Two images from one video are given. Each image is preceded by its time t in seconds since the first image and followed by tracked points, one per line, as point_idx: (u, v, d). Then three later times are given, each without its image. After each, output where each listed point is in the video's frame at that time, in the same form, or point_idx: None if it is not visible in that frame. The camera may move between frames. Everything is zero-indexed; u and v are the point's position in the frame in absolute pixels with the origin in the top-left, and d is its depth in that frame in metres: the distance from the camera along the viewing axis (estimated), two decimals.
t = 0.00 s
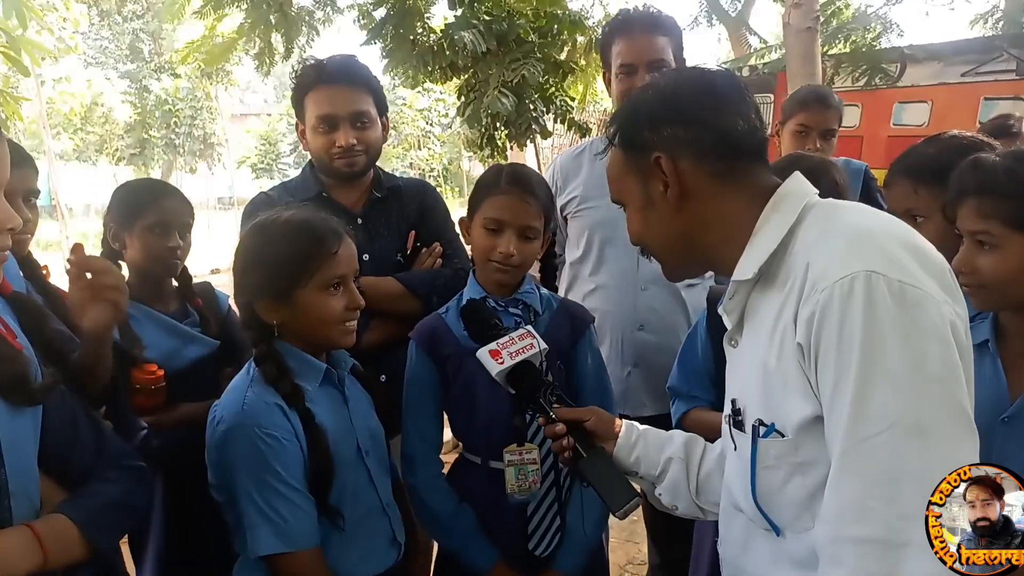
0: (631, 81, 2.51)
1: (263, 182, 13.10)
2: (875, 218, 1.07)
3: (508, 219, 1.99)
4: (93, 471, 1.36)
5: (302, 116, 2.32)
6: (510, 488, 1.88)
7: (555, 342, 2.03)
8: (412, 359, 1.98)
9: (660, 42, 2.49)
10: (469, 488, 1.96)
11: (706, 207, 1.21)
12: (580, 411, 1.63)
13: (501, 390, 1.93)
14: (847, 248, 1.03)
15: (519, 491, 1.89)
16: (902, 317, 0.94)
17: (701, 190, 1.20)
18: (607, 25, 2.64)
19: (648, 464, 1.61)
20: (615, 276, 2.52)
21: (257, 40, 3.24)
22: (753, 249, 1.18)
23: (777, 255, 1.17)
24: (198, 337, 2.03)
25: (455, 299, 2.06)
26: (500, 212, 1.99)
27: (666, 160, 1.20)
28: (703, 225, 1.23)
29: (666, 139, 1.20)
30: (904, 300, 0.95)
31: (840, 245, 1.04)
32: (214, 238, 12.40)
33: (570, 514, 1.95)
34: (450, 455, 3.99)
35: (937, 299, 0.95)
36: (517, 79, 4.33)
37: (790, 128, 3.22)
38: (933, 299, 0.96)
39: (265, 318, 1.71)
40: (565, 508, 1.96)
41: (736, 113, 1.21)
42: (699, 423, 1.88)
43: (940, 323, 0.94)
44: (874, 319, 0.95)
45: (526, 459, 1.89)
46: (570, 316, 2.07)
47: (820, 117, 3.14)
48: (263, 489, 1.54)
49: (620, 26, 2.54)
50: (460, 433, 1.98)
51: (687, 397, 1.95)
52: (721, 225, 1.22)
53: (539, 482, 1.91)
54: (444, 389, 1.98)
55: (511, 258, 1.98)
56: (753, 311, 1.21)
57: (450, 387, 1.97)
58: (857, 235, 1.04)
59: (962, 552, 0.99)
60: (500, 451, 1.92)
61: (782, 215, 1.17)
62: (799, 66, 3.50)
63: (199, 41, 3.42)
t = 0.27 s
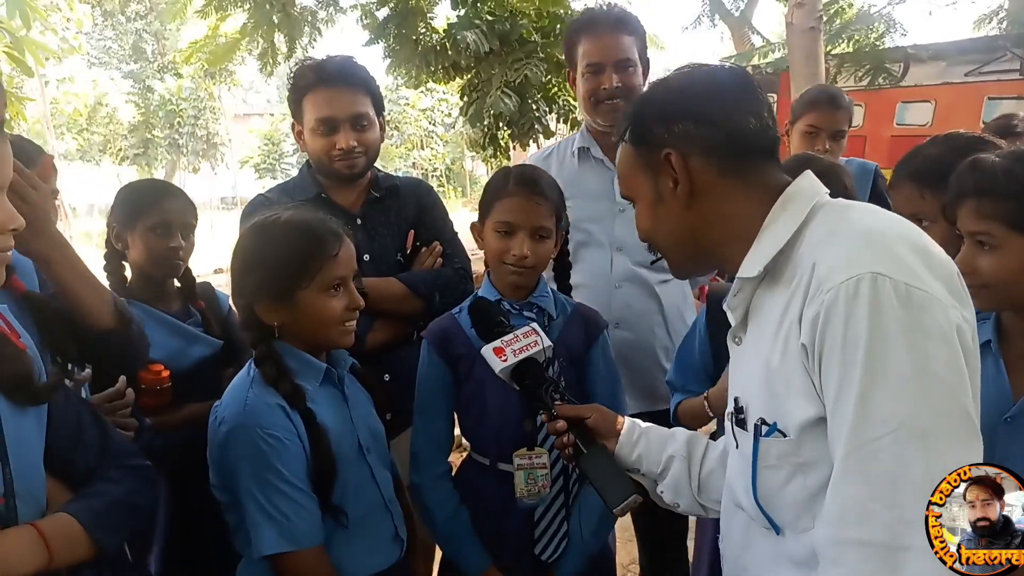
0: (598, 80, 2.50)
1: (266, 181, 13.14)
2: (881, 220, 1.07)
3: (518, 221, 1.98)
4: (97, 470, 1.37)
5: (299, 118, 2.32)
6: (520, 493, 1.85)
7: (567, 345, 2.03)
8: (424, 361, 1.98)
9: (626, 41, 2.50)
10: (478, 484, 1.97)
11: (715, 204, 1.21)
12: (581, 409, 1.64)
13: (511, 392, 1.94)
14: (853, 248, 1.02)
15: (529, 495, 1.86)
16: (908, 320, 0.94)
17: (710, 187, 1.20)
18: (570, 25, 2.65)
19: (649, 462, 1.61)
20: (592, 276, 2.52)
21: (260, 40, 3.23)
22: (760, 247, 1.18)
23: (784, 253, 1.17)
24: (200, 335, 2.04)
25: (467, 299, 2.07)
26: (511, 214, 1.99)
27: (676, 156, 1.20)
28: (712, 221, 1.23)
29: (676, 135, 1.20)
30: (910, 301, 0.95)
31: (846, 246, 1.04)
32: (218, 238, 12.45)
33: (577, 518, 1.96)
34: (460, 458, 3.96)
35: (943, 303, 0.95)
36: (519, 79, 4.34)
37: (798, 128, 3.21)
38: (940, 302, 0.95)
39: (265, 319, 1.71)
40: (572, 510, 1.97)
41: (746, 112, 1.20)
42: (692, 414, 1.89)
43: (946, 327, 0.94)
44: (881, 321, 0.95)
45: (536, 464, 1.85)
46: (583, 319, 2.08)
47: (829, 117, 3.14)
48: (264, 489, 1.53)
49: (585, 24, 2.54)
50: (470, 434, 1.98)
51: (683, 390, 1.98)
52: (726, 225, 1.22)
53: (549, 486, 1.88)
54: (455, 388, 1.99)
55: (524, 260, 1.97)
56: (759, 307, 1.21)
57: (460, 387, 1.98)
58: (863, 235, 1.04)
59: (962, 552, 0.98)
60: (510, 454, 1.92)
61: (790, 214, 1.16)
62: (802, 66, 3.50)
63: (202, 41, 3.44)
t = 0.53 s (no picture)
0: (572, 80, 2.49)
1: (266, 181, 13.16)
2: (894, 231, 1.05)
3: (522, 220, 1.98)
4: (98, 470, 1.37)
5: (291, 119, 2.31)
6: (525, 493, 1.85)
7: (574, 347, 2.04)
8: (431, 360, 1.99)
9: (599, 42, 2.50)
10: (477, 483, 1.98)
11: (735, 191, 1.21)
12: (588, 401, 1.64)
13: (520, 391, 1.94)
14: (861, 261, 1.01)
15: (534, 495, 1.85)
16: (912, 342, 0.92)
17: (731, 175, 1.19)
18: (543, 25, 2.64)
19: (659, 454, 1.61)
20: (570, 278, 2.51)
21: (260, 39, 3.23)
22: (775, 243, 1.18)
23: (798, 252, 1.16)
24: (201, 334, 2.04)
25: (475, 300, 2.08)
26: (514, 213, 1.98)
27: (698, 139, 1.20)
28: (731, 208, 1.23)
29: (702, 118, 1.19)
30: (913, 321, 0.93)
31: (854, 257, 1.02)
32: (218, 238, 12.47)
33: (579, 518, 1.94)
34: (462, 459, 3.97)
35: (949, 326, 0.93)
36: (520, 79, 4.38)
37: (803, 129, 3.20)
38: (945, 324, 0.94)
39: (262, 318, 1.71)
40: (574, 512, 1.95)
41: (788, 97, 1.16)
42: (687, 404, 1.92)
43: (950, 352, 0.92)
44: (883, 341, 0.93)
45: (542, 465, 1.85)
46: (588, 320, 2.09)
47: (833, 117, 3.13)
48: (262, 488, 1.53)
49: (557, 24, 2.54)
50: (476, 433, 1.98)
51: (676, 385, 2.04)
52: (752, 216, 1.22)
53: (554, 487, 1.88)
54: (462, 388, 2.00)
55: (531, 259, 1.96)
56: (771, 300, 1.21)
57: (467, 387, 1.98)
58: (871, 250, 1.02)
59: (962, 552, 0.99)
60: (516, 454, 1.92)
61: (812, 212, 1.15)
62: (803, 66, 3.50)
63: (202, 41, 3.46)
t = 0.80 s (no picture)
0: (571, 80, 2.48)
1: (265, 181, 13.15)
2: (867, 254, 0.96)
3: (530, 217, 1.96)
4: (97, 471, 1.38)
5: (283, 120, 2.31)
6: (532, 493, 1.90)
7: (581, 348, 2.02)
8: (439, 358, 2.00)
9: (597, 42, 2.50)
10: (478, 480, 1.98)
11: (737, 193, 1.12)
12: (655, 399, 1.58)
13: (526, 391, 1.94)
14: (821, 290, 0.94)
15: (540, 495, 1.90)
16: (856, 392, 0.87)
17: (730, 175, 1.11)
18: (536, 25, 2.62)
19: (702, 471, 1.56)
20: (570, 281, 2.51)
21: (259, 40, 3.24)
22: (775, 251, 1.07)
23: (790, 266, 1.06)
24: (200, 335, 2.04)
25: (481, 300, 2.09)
26: (521, 210, 1.97)
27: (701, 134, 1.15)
28: (736, 210, 1.13)
29: (704, 113, 1.13)
30: (860, 366, 0.87)
31: (815, 286, 0.96)
32: (217, 237, 12.49)
33: (585, 517, 1.96)
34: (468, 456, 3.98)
35: (902, 377, 0.87)
36: (518, 78, 4.43)
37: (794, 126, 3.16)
38: (899, 373, 0.87)
39: (262, 316, 1.72)
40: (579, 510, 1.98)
41: (806, 87, 1.03)
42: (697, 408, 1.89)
43: (898, 407, 0.86)
44: (826, 384, 0.89)
45: (549, 464, 1.90)
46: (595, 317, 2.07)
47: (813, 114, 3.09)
48: (262, 487, 1.54)
49: (554, 24, 2.53)
50: (480, 430, 1.99)
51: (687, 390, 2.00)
52: (766, 220, 1.10)
53: (561, 486, 1.92)
54: (468, 388, 2.00)
55: (541, 255, 1.95)
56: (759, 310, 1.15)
57: (474, 387, 1.98)
58: (837, 277, 0.94)
59: (961, 552, 1.00)
60: (522, 453, 1.93)
61: (815, 222, 1.04)
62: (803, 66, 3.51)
63: (201, 41, 3.46)
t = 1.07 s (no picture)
0: (579, 75, 2.49)
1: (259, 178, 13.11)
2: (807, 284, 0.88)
3: (536, 212, 1.97)
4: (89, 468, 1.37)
5: (272, 112, 2.28)
6: (537, 486, 1.90)
7: (582, 341, 2.04)
8: (439, 353, 2.00)
9: (603, 37, 2.51)
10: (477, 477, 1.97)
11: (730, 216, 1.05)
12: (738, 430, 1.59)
13: (531, 385, 1.94)
14: (747, 326, 0.88)
15: (546, 489, 1.91)
16: (768, 441, 0.82)
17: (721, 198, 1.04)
18: (539, 22, 2.64)
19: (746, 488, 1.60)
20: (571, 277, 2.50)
21: (252, 36, 3.23)
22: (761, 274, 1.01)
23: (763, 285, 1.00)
24: (190, 333, 2.02)
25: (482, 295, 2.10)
26: (527, 206, 1.97)
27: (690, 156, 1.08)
28: (731, 233, 1.07)
29: (691, 134, 1.06)
30: (769, 413, 0.82)
31: (746, 319, 0.90)
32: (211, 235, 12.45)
33: (589, 510, 1.95)
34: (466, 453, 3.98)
35: (820, 426, 0.79)
36: (512, 75, 4.41)
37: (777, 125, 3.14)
38: (816, 420, 0.80)
39: (262, 313, 1.71)
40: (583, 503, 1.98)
41: (798, 103, 0.96)
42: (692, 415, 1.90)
43: (814, 459, 0.79)
44: (736, 429, 0.84)
45: (554, 458, 1.90)
46: (595, 312, 2.09)
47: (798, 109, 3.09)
48: (261, 481, 1.54)
49: (561, 19, 2.53)
50: (481, 426, 1.99)
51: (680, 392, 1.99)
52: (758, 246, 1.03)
53: (566, 479, 1.92)
54: (469, 384, 2.00)
55: (550, 250, 1.96)
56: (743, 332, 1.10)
57: (475, 383, 1.98)
58: (766, 311, 0.87)
59: (961, 553, 0.85)
60: (527, 448, 1.93)
61: (789, 247, 0.97)
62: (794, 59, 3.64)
63: (194, 38, 3.46)
